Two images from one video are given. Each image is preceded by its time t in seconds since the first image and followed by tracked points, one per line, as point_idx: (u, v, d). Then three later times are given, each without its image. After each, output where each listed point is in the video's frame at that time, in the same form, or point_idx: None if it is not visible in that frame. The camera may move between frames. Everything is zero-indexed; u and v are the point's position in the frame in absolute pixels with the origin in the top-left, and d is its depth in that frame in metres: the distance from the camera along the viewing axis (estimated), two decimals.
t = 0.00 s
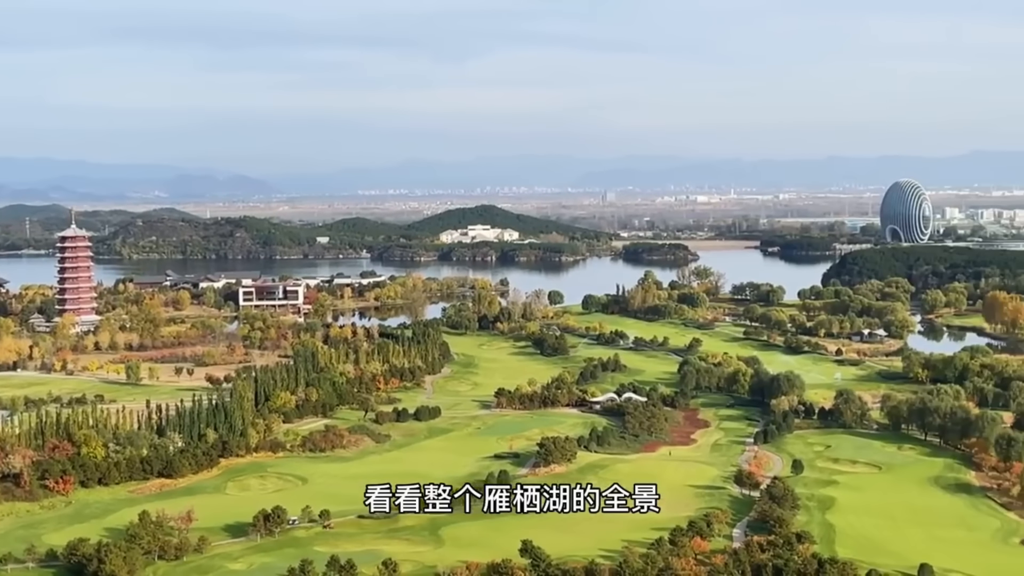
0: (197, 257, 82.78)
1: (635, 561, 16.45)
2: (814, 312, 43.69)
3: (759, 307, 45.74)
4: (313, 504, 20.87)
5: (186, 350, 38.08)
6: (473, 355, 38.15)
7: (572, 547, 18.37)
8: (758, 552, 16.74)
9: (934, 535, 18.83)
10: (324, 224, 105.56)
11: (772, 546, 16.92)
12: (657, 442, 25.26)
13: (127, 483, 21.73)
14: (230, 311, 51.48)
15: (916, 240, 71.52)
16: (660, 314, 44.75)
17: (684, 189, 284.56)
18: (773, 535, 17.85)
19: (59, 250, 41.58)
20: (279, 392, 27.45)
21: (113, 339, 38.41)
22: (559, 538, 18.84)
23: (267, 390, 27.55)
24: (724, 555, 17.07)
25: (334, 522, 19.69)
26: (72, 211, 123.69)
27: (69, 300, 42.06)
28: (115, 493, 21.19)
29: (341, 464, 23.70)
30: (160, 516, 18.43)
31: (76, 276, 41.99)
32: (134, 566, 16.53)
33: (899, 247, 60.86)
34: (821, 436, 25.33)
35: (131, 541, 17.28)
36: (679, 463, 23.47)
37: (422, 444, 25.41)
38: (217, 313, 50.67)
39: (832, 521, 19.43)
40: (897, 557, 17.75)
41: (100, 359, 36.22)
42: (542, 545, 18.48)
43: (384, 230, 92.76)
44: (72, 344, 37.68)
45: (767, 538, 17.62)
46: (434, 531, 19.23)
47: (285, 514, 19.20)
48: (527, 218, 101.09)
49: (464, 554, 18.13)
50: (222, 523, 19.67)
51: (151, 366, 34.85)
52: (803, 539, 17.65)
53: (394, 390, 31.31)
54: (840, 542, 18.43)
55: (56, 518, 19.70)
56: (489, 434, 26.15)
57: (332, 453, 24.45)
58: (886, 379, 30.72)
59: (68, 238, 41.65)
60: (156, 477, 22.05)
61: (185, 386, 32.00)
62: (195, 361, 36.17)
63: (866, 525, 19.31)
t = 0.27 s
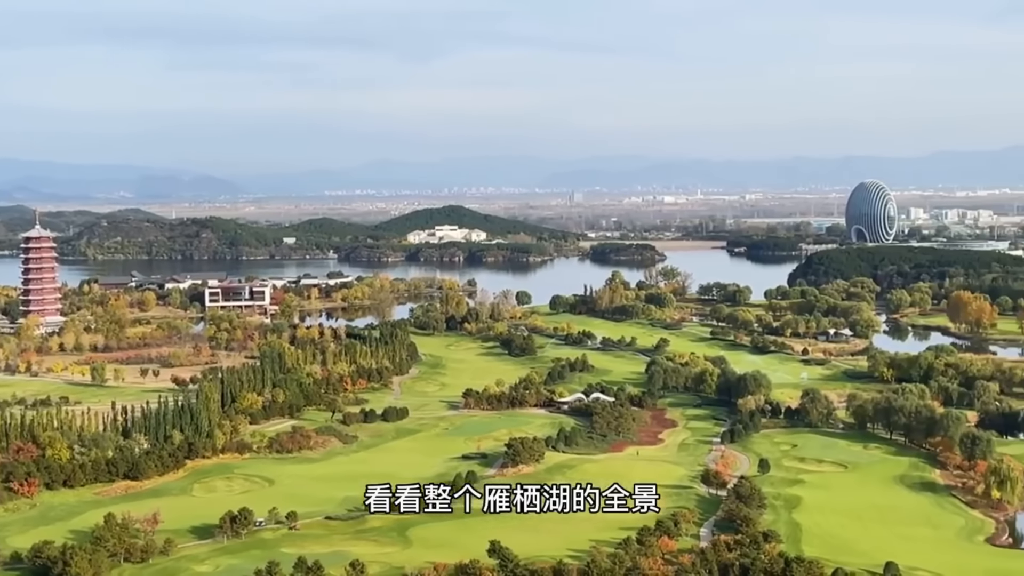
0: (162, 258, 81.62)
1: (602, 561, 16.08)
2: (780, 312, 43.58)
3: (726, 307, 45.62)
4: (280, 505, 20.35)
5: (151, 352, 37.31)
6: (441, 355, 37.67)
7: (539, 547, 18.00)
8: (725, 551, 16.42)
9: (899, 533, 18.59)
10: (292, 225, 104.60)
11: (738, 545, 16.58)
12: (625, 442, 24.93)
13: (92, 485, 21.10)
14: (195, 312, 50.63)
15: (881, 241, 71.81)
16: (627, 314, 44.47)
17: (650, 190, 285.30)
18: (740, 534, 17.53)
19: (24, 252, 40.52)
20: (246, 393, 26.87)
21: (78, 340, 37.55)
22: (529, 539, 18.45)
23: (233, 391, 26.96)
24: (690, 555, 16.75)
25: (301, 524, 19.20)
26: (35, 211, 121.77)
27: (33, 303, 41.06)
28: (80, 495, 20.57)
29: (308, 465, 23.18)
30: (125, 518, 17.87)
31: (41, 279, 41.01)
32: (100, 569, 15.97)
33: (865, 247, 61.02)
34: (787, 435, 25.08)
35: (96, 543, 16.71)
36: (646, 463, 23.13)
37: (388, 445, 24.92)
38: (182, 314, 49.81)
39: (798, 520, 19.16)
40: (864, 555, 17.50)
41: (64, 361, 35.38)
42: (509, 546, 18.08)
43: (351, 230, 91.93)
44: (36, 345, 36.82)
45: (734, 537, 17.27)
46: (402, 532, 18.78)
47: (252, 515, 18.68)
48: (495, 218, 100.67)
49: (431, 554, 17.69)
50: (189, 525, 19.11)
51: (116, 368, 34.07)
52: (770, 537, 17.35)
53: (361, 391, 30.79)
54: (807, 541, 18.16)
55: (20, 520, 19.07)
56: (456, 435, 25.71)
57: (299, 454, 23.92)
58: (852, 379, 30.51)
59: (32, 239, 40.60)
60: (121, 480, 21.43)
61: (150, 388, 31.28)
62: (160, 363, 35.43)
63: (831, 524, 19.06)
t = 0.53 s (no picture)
0: (127, 259, 80.45)
1: (569, 561, 15.78)
2: (746, 312, 43.54)
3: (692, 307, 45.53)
4: (246, 507, 19.89)
5: (116, 353, 36.57)
6: (407, 356, 37.23)
7: (506, 548, 17.69)
8: (691, 550, 16.15)
9: (864, 532, 18.41)
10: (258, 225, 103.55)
11: (704, 545, 16.32)
12: (592, 442, 24.66)
13: (55, 487, 20.56)
14: (160, 313, 49.80)
15: (845, 241, 72.17)
16: (594, 315, 44.25)
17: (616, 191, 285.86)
18: (706, 534, 17.29)
19: None
20: (212, 394, 26.33)
21: (40, 341, 36.73)
22: (496, 540, 18.11)
23: (199, 392, 26.41)
24: (656, 554, 16.48)
25: (266, 526, 18.75)
26: None
27: None
28: (43, 497, 20.03)
29: (274, 467, 22.69)
30: (89, 519, 17.39)
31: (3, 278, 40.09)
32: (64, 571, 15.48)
33: (830, 248, 61.22)
34: (753, 435, 24.89)
35: (59, 546, 16.20)
36: (613, 463, 22.85)
37: (354, 446, 24.48)
38: (147, 315, 48.95)
39: (764, 519, 18.95)
40: (829, 554, 17.32)
41: (26, 363, 34.60)
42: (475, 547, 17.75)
43: (317, 231, 91.11)
44: None
45: (701, 536, 17.02)
46: (368, 534, 18.39)
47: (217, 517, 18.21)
48: (461, 219, 100.22)
49: (397, 556, 17.31)
50: (153, 527, 18.62)
51: (80, 369, 33.34)
52: (736, 537, 17.12)
53: (327, 392, 30.30)
54: (773, 540, 17.96)
55: None
56: (423, 435, 25.32)
57: (265, 456, 23.42)
58: (817, 378, 30.39)
59: None
60: (85, 482, 20.90)
61: (115, 389, 30.61)
62: (125, 364, 34.72)
63: (797, 523, 18.86)
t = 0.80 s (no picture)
0: (90, 260, 79.25)
1: (536, 561, 15.54)
2: (712, 313, 43.53)
3: (659, 308, 45.44)
4: (211, 509, 19.46)
5: (79, 354, 35.85)
6: (374, 357, 36.81)
7: (473, 548, 17.44)
8: (658, 550, 15.92)
9: (829, 531, 18.26)
10: (223, 226, 102.47)
11: (671, 545, 16.10)
12: (559, 442, 24.41)
13: (18, 490, 20.07)
14: (124, 314, 49.00)
15: (810, 242, 72.51)
16: (561, 315, 44.05)
17: (583, 192, 286.25)
18: (673, 534, 17.08)
19: None
20: (176, 395, 25.83)
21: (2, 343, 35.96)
22: (464, 541, 17.80)
23: (163, 394, 25.90)
24: (624, 555, 16.25)
25: (232, 528, 18.32)
26: None
27: None
28: (6, 500, 19.54)
29: (240, 468, 22.24)
30: (52, 522, 16.94)
31: None
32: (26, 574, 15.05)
33: (795, 248, 61.39)
34: (719, 434, 24.73)
35: (22, 549, 15.74)
36: (580, 463, 22.60)
37: (321, 447, 24.07)
38: (111, 316, 48.12)
39: (730, 519, 18.77)
40: (796, 553, 17.18)
41: None
42: (441, 548, 17.46)
43: (283, 231, 90.30)
44: None
45: (668, 536, 16.80)
46: (334, 535, 18.04)
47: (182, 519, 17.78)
48: (428, 219, 99.72)
49: (364, 557, 16.98)
50: (118, 530, 18.17)
51: (42, 371, 32.63)
52: (703, 536, 16.92)
53: (293, 394, 29.84)
54: (739, 539, 17.80)
55: None
56: (389, 436, 24.94)
57: (230, 457, 22.95)
58: (783, 378, 30.33)
59: None
60: (49, 484, 20.42)
61: (78, 391, 29.98)
62: (89, 366, 34.05)
63: (763, 522, 18.68)
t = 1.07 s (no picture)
0: (53, 260, 78.03)
1: (504, 562, 15.30)
2: (679, 313, 43.46)
3: (626, 308, 45.31)
4: (178, 511, 19.06)
5: (41, 356, 35.15)
6: (340, 358, 36.37)
7: (441, 549, 17.14)
8: (625, 550, 15.69)
9: (795, 529, 18.12)
10: (189, 226, 101.33)
11: (639, 544, 15.89)
12: (527, 443, 24.15)
13: None
14: (89, 315, 48.19)
15: (777, 242, 72.78)
16: (529, 315, 43.81)
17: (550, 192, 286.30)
18: (641, 533, 16.86)
19: None
20: (142, 397, 25.33)
21: None
22: (432, 542, 17.51)
23: (128, 396, 25.39)
24: (591, 554, 16.03)
25: (199, 530, 17.94)
26: None
27: None
28: None
29: (207, 470, 21.81)
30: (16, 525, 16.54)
31: None
32: None
33: (761, 248, 61.49)
34: (686, 434, 24.58)
35: None
36: (547, 463, 22.37)
37: (288, 449, 23.66)
38: (74, 318, 47.29)
39: (698, 518, 18.58)
40: (762, 552, 17.03)
41: None
42: (409, 548, 17.16)
43: (250, 232, 89.42)
44: None
45: (635, 536, 16.59)
46: (302, 536, 17.69)
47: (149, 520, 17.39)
48: (395, 220, 99.11)
49: (332, 558, 16.66)
50: (83, 532, 17.75)
51: (5, 373, 31.94)
52: (670, 536, 16.71)
53: (260, 395, 29.39)
54: (706, 539, 17.62)
55: None
56: (357, 437, 24.57)
57: (197, 459, 22.50)
58: (750, 377, 30.26)
59: None
60: (13, 486, 19.96)
61: (42, 393, 29.36)
62: (53, 367, 33.38)
63: (730, 521, 18.51)
